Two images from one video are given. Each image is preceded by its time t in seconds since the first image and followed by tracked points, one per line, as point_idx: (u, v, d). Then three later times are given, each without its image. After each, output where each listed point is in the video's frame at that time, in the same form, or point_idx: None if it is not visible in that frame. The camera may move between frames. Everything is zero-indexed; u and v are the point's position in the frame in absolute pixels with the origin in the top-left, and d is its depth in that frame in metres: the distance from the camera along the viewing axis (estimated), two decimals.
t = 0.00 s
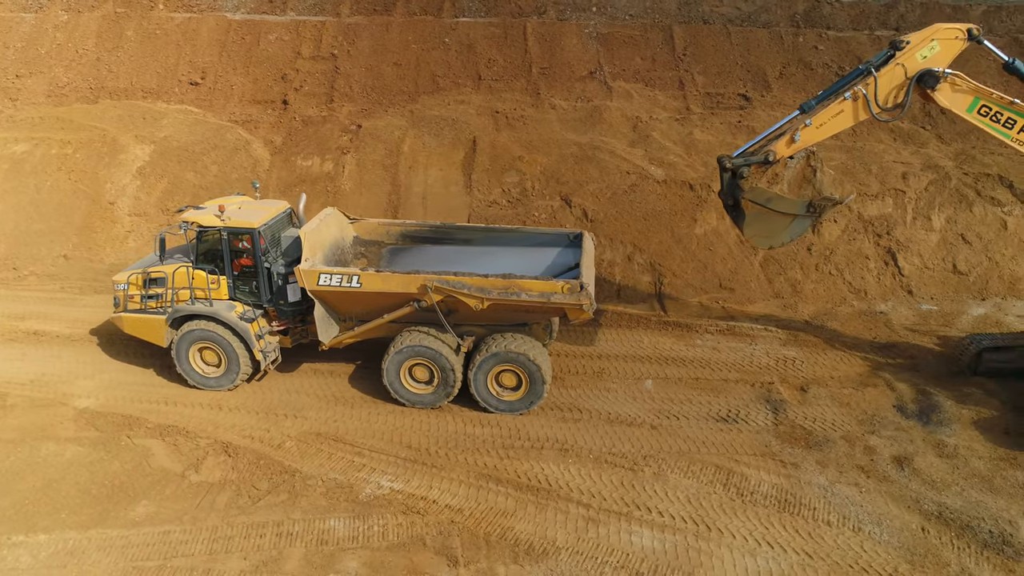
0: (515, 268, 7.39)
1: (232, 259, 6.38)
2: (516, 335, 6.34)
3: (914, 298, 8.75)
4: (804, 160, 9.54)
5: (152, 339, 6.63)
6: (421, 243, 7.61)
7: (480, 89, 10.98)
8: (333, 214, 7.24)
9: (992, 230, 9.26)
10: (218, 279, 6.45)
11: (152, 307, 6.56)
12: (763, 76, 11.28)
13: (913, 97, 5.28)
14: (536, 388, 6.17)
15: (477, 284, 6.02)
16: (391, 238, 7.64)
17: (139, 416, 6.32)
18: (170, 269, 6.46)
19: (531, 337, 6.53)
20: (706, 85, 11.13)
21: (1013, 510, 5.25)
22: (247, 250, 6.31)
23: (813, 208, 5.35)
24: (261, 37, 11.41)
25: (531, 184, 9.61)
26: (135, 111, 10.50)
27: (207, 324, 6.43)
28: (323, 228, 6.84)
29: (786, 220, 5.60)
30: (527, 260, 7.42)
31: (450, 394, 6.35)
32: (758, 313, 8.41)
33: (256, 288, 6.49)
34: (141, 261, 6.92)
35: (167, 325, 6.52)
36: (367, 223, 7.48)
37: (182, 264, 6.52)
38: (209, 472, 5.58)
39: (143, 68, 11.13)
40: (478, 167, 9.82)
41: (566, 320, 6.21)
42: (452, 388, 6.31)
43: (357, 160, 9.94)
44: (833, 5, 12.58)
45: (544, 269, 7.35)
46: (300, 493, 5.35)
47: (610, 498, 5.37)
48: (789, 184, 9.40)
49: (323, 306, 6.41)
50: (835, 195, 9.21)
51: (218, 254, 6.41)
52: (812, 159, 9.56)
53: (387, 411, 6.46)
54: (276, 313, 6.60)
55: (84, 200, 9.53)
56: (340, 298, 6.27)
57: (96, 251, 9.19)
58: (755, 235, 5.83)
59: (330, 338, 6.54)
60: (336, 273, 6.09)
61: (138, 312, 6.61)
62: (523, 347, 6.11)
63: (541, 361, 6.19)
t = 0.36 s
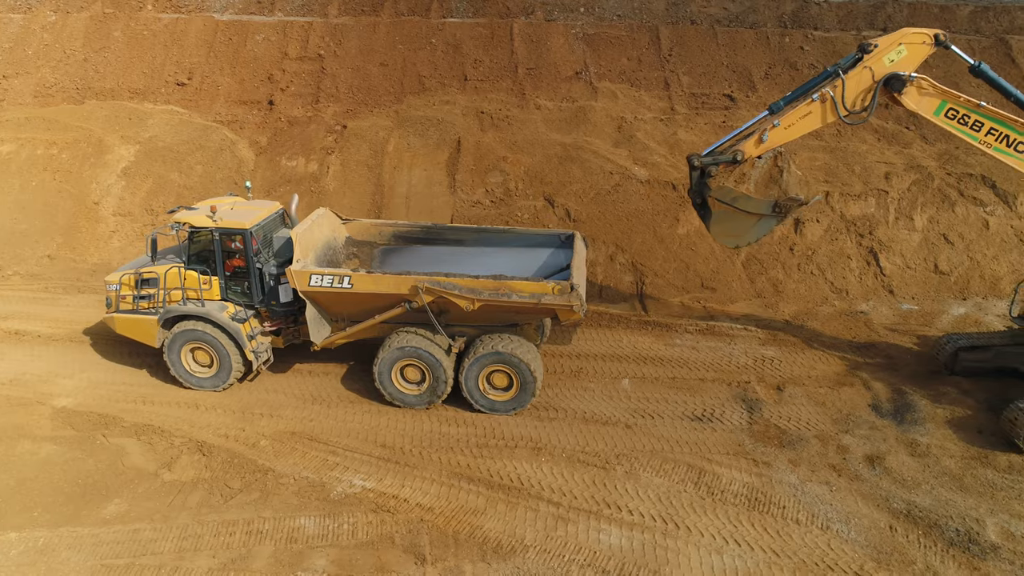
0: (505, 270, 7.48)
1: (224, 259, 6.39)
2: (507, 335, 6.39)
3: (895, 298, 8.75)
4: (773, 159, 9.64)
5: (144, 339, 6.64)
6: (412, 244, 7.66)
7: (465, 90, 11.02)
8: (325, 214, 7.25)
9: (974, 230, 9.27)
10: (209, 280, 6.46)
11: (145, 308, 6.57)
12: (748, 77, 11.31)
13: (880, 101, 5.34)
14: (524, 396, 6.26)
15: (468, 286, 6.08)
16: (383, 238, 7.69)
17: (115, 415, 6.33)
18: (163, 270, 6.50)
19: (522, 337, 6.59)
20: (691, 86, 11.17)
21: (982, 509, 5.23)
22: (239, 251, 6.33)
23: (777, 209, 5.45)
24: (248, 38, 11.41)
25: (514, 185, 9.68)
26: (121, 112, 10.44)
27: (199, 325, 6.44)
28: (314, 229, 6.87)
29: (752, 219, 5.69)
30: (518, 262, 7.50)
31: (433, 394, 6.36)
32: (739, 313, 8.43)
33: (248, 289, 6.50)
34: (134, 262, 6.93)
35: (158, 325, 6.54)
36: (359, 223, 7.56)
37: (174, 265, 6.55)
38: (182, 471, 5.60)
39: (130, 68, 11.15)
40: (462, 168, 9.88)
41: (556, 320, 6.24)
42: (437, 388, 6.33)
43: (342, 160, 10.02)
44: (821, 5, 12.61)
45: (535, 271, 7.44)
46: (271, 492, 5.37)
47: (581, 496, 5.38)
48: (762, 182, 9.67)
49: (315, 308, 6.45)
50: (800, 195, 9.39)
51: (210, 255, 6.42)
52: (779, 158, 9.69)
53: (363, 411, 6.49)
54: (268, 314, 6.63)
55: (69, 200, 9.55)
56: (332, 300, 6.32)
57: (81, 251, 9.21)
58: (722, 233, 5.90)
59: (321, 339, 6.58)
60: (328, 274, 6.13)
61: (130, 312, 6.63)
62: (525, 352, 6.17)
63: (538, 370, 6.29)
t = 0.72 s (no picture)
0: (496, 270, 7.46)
1: (217, 260, 6.39)
2: (498, 335, 6.37)
3: (879, 298, 8.74)
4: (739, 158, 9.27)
5: (137, 339, 6.63)
6: (405, 244, 7.70)
7: (453, 90, 11.05)
8: (318, 214, 7.21)
9: (959, 230, 9.25)
10: (202, 280, 6.46)
11: (137, 308, 6.55)
12: (735, 77, 11.33)
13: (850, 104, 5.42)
14: (509, 403, 6.28)
15: (459, 286, 6.06)
16: (377, 239, 7.74)
17: (93, 413, 6.33)
18: (154, 271, 6.46)
19: (513, 337, 6.56)
20: (678, 86, 11.20)
21: (953, 508, 5.22)
22: (232, 251, 6.33)
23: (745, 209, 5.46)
24: (237, 38, 11.43)
25: (500, 185, 9.73)
26: (109, 112, 10.47)
27: (191, 325, 6.44)
28: (306, 229, 6.90)
29: (722, 220, 5.71)
30: (509, 262, 7.48)
31: (420, 397, 6.37)
32: (721, 312, 8.45)
33: (240, 289, 6.51)
34: (126, 262, 6.90)
35: (151, 325, 6.54)
36: (353, 223, 7.63)
37: (166, 265, 6.53)
38: (157, 469, 5.61)
39: (118, 69, 11.17)
40: (448, 168, 9.93)
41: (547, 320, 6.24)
42: (426, 391, 6.35)
43: (328, 160, 10.07)
44: (810, 6, 12.62)
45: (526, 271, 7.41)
46: (245, 490, 5.38)
47: (554, 495, 5.39)
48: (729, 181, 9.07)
49: (306, 308, 6.42)
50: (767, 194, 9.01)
51: (203, 255, 6.42)
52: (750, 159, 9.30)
53: (341, 410, 6.50)
54: (260, 314, 6.63)
55: (56, 199, 9.56)
56: (324, 300, 6.30)
57: (67, 251, 9.23)
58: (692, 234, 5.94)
59: (313, 339, 6.56)
60: (319, 274, 6.10)
61: (123, 312, 6.61)
62: (525, 361, 6.15)
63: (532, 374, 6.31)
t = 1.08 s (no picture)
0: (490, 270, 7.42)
1: (209, 260, 6.39)
2: (489, 336, 6.37)
3: (862, 298, 8.73)
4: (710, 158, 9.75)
5: (128, 339, 6.63)
6: (398, 245, 7.69)
7: (440, 90, 11.08)
8: (310, 215, 7.22)
9: (943, 230, 9.23)
10: (193, 281, 6.46)
11: (128, 308, 6.55)
12: (723, 78, 11.35)
13: (821, 105, 5.48)
14: (492, 407, 6.30)
15: (450, 286, 6.06)
16: (369, 239, 7.73)
17: (71, 412, 6.32)
18: (146, 271, 6.47)
19: (504, 338, 6.54)
20: (665, 86, 11.23)
21: (925, 508, 5.20)
22: (224, 251, 6.32)
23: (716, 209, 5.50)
24: (225, 38, 11.44)
25: (485, 185, 9.78)
26: (96, 112, 10.47)
27: (183, 325, 6.43)
28: (298, 229, 6.89)
29: (693, 218, 5.81)
30: (502, 263, 7.45)
31: (402, 401, 6.39)
32: (704, 312, 8.46)
33: (232, 289, 6.50)
34: (117, 263, 6.90)
35: (142, 326, 6.53)
36: (346, 223, 7.59)
37: (157, 265, 6.53)
38: (131, 468, 5.58)
39: (107, 69, 11.19)
40: (433, 168, 9.98)
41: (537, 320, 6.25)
42: (410, 395, 6.37)
43: (314, 160, 10.12)
44: (800, 6, 12.62)
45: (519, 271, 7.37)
46: (218, 489, 5.37)
47: (527, 494, 5.40)
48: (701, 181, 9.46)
49: (298, 308, 6.41)
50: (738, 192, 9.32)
51: (195, 255, 6.43)
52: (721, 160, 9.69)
53: (318, 409, 6.50)
54: (252, 314, 6.62)
55: (42, 199, 9.57)
56: (316, 301, 6.29)
57: (52, 250, 9.24)
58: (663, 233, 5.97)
59: (305, 339, 6.56)
60: (310, 275, 6.09)
61: (114, 313, 6.61)
62: (521, 373, 6.19)
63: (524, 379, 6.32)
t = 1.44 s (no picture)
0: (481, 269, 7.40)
1: (200, 260, 6.37)
2: (479, 336, 6.35)
3: (844, 298, 8.74)
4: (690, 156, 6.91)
5: (120, 340, 6.64)
6: (390, 245, 7.69)
7: (427, 90, 11.10)
8: (301, 215, 7.25)
9: (926, 230, 9.20)
10: (184, 281, 6.43)
11: (120, 309, 6.57)
12: (709, 78, 11.37)
13: (792, 106, 5.50)
14: (474, 409, 6.30)
15: (440, 287, 6.05)
16: (361, 239, 7.75)
17: (47, 411, 6.30)
18: (137, 272, 6.47)
19: (496, 338, 6.52)
20: (651, 86, 11.27)
21: (895, 507, 5.17)
22: (215, 251, 6.30)
23: (686, 208, 5.62)
24: (213, 38, 11.45)
25: (469, 185, 9.83)
26: (82, 111, 10.48)
27: (173, 326, 6.42)
28: (289, 230, 6.90)
29: (663, 217, 5.76)
30: (494, 261, 7.42)
31: (382, 399, 6.38)
32: (685, 312, 8.47)
33: (222, 290, 6.47)
34: (110, 263, 6.90)
35: (134, 326, 6.53)
36: (337, 224, 7.62)
37: (149, 266, 6.52)
38: (104, 466, 5.55)
39: (94, 69, 11.20)
40: (418, 168, 10.03)
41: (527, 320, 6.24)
42: (393, 394, 6.36)
43: (299, 160, 10.16)
44: (788, 6, 12.64)
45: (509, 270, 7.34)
46: (190, 487, 5.35)
47: (498, 494, 5.40)
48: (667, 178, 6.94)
49: (288, 309, 6.41)
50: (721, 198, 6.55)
51: (186, 256, 6.40)
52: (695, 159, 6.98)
53: (295, 408, 6.51)
54: (243, 315, 6.60)
55: (27, 198, 9.58)
56: (306, 303, 6.30)
57: (37, 250, 9.25)
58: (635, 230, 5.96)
59: (296, 340, 6.56)
60: (300, 276, 6.10)
61: (106, 313, 6.63)
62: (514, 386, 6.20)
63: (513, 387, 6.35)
